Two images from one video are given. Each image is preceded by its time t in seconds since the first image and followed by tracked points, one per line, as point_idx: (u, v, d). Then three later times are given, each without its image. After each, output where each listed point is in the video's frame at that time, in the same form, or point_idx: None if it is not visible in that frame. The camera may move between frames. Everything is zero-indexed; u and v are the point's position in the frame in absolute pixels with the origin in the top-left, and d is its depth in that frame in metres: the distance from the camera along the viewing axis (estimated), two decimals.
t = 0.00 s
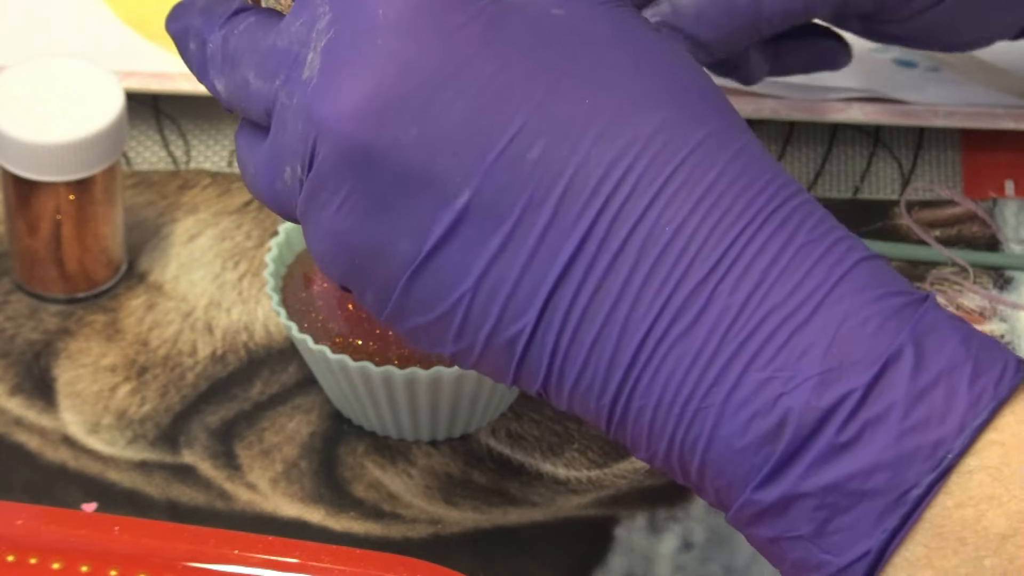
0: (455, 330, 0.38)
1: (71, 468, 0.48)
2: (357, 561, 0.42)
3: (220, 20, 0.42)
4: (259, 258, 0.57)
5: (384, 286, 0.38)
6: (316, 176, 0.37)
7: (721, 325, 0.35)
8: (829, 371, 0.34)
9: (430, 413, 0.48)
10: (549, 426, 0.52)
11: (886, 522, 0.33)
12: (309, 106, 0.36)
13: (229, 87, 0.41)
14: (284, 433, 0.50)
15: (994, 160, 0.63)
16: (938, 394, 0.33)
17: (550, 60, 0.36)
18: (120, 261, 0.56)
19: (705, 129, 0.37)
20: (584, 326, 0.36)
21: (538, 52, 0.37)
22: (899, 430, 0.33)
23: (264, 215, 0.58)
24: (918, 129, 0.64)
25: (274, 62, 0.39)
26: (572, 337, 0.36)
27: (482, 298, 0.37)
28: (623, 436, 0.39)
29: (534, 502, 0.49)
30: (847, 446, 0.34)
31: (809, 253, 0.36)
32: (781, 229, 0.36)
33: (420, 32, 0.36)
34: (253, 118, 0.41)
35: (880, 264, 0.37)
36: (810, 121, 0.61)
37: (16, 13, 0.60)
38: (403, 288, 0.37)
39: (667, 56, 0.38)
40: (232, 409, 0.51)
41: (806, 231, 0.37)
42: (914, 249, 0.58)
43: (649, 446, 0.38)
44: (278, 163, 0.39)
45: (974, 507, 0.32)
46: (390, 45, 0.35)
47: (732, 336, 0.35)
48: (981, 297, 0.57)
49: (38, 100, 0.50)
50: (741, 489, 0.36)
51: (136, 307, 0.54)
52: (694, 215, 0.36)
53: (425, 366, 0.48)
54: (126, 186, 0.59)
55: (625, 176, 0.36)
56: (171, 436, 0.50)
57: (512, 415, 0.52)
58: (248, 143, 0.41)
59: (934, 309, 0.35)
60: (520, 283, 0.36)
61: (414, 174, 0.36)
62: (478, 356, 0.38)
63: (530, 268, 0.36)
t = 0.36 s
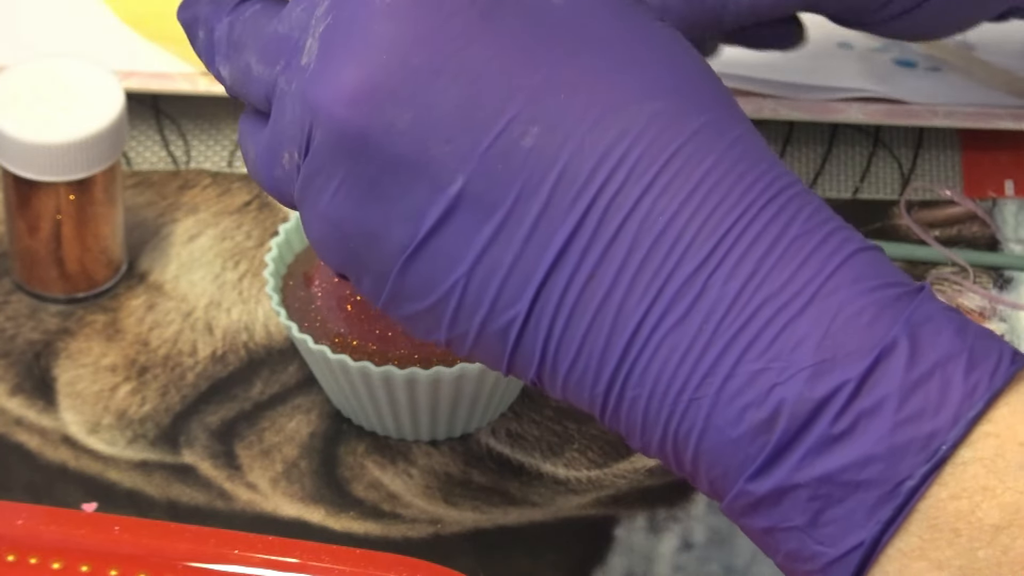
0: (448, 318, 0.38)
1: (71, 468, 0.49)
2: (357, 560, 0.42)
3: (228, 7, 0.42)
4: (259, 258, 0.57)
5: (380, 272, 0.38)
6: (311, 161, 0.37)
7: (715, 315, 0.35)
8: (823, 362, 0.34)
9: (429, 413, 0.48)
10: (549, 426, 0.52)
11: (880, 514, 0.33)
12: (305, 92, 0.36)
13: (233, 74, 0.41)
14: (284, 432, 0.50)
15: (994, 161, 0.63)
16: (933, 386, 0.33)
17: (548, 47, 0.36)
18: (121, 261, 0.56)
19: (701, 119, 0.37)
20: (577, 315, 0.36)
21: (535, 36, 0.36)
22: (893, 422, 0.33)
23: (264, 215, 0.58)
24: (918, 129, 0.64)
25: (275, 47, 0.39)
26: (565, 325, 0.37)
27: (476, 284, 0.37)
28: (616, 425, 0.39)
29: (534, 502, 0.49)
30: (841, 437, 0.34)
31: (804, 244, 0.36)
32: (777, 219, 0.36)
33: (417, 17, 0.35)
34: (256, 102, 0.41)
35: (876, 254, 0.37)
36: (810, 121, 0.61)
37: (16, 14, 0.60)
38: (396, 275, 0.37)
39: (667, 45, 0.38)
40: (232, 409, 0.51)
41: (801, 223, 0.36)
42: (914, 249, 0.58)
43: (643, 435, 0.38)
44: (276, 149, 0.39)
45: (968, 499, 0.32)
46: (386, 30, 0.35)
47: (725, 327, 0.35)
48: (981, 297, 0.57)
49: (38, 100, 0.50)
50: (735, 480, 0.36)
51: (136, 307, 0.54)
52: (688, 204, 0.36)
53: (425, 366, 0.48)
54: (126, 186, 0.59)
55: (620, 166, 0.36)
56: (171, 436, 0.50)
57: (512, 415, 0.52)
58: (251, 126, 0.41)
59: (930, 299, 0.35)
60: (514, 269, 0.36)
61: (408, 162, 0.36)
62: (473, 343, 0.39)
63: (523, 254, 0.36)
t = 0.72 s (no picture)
0: (433, 319, 0.38)
1: (71, 468, 0.48)
2: (357, 560, 0.42)
3: (225, 8, 0.42)
4: (259, 258, 0.57)
5: (367, 272, 0.38)
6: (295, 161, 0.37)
7: (696, 312, 0.35)
8: (804, 361, 0.34)
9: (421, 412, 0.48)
10: (549, 426, 0.52)
11: (865, 513, 0.33)
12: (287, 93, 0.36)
13: (226, 74, 0.41)
14: (284, 432, 0.50)
15: (993, 161, 0.63)
16: (917, 382, 0.33)
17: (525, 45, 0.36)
18: (121, 261, 0.56)
19: (681, 114, 0.37)
20: (559, 313, 0.36)
21: (513, 35, 0.36)
22: (877, 420, 0.33)
23: (264, 215, 0.58)
24: (917, 130, 0.65)
25: (263, 45, 0.39)
26: (549, 322, 0.36)
27: (459, 283, 0.37)
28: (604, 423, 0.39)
29: (534, 503, 0.49)
30: (825, 435, 0.34)
31: (786, 239, 0.35)
32: (758, 215, 0.36)
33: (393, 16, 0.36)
34: (248, 104, 0.41)
35: (861, 249, 0.36)
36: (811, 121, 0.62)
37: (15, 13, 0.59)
38: (382, 275, 0.37)
39: (648, 41, 0.38)
40: (232, 409, 0.51)
41: (783, 217, 0.36)
42: (914, 248, 0.58)
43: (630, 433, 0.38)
44: (265, 149, 0.39)
45: (954, 496, 0.32)
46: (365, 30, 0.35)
47: (709, 323, 0.34)
48: (980, 297, 0.57)
49: (38, 100, 0.50)
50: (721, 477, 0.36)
51: (136, 307, 0.54)
52: (667, 200, 0.36)
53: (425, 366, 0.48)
54: (126, 187, 0.59)
55: (599, 163, 0.36)
56: (171, 435, 0.50)
57: (512, 415, 0.52)
58: (243, 127, 0.42)
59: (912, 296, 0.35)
60: (496, 266, 0.36)
61: (389, 161, 0.36)
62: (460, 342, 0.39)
63: (505, 252, 0.36)
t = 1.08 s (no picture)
0: (417, 354, 0.38)
1: (71, 469, 0.49)
2: (356, 560, 0.42)
3: (211, 36, 0.42)
4: (259, 258, 0.57)
5: (351, 309, 0.37)
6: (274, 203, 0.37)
7: (674, 352, 0.35)
8: (782, 401, 0.34)
9: (413, 414, 0.48)
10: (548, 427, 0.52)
11: (847, 548, 0.33)
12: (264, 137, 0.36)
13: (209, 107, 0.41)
14: (284, 432, 0.50)
15: (994, 161, 0.63)
16: (895, 419, 0.33)
17: (500, 88, 0.37)
18: (121, 261, 0.56)
19: (657, 150, 0.37)
20: (540, 352, 0.36)
21: (487, 75, 0.37)
22: (855, 457, 0.33)
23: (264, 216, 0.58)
24: (918, 129, 0.65)
25: (246, 85, 0.39)
26: (530, 360, 0.37)
27: (442, 321, 0.37)
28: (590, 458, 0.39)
29: (534, 503, 0.49)
30: (804, 473, 0.34)
31: (763, 275, 0.36)
32: (734, 251, 0.36)
33: (365, 59, 0.36)
34: (232, 139, 0.41)
35: (840, 283, 0.37)
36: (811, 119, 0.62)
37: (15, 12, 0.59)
38: (366, 313, 0.37)
39: (622, 82, 0.38)
40: (232, 409, 0.51)
41: (760, 253, 0.36)
42: (914, 248, 0.58)
43: (614, 469, 0.38)
44: (249, 187, 0.39)
45: (935, 529, 0.33)
46: (339, 75, 0.36)
47: (684, 364, 0.35)
48: (981, 297, 0.57)
49: (39, 100, 0.50)
50: (705, 511, 0.36)
51: (136, 307, 0.54)
52: (645, 239, 0.36)
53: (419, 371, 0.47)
54: (126, 186, 0.59)
55: (576, 202, 0.36)
56: (171, 435, 0.50)
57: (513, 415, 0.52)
58: (227, 161, 0.41)
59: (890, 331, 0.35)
60: (477, 305, 0.36)
61: (368, 202, 0.36)
62: (445, 376, 0.39)
63: (486, 290, 0.36)
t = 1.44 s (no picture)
0: (418, 348, 0.38)
1: (72, 469, 0.49)
2: (357, 560, 0.42)
3: (218, 26, 0.42)
4: (259, 258, 0.57)
5: (352, 301, 0.38)
6: (279, 193, 0.37)
7: (676, 350, 0.35)
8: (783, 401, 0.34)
9: (414, 415, 0.49)
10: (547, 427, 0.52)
11: (848, 547, 0.34)
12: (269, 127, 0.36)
13: (216, 97, 0.41)
14: (284, 432, 0.50)
15: (994, 161, 0.63)
16: (897, 418, 0.33)
17: (506, 83, 0.37)
18: (121, 261, 0.56)
19: (662, 149, 0.37)
20: (541, 349, 0.36)
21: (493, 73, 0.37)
22: (857, 457, 0.33)
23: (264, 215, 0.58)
24: (918, 130, 0.65)
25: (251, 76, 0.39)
26: (531, 358, 0.37)
27: (443, 316, 0.37)
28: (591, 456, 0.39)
29: (534, 502, 0.49)
30: (806, 472, 0.34)
31: (765, 276, 0.36)
32: (737, 251, 0.36)
33: (373, 53, 0.36)
34: (236, 129, 0.41)
35: (843, 283, 0.37)
36: (811, 122, 0.61)
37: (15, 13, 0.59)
38: (367, 306, 0.37)
39: (630, 82, 0.38)
40: (232, 409, 0.51)
41: (762, 254, 0.36)
42: (914, 248, 0.58)
43: (615, 467, 0.38)
44: (252, 177, 0.39)
45: (938, 528, 0.33)
46: (346, 68, 0.36)
47: (686, 363, 0.35)
48: (981, 297, 0.57)
49: (38, 100, 0.50)
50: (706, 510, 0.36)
51: (136, 308, 0.54)
52: (647, 238, 0.36)
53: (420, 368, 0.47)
54: (126, 186, 0.59)
55: (578, 200, 0.36)
56: (171, 435, 0.50)
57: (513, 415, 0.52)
58: (231, 150, 0.42)
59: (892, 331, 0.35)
60: (478, 302, 0.36)
61: (371, 195, 0.36)
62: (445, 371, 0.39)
63: (487, 287, 0.36)
